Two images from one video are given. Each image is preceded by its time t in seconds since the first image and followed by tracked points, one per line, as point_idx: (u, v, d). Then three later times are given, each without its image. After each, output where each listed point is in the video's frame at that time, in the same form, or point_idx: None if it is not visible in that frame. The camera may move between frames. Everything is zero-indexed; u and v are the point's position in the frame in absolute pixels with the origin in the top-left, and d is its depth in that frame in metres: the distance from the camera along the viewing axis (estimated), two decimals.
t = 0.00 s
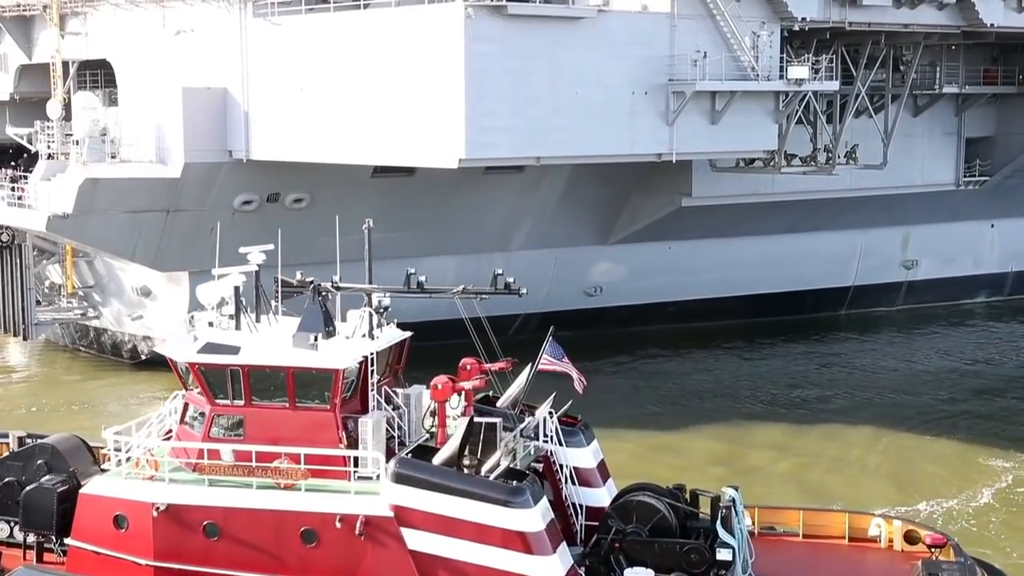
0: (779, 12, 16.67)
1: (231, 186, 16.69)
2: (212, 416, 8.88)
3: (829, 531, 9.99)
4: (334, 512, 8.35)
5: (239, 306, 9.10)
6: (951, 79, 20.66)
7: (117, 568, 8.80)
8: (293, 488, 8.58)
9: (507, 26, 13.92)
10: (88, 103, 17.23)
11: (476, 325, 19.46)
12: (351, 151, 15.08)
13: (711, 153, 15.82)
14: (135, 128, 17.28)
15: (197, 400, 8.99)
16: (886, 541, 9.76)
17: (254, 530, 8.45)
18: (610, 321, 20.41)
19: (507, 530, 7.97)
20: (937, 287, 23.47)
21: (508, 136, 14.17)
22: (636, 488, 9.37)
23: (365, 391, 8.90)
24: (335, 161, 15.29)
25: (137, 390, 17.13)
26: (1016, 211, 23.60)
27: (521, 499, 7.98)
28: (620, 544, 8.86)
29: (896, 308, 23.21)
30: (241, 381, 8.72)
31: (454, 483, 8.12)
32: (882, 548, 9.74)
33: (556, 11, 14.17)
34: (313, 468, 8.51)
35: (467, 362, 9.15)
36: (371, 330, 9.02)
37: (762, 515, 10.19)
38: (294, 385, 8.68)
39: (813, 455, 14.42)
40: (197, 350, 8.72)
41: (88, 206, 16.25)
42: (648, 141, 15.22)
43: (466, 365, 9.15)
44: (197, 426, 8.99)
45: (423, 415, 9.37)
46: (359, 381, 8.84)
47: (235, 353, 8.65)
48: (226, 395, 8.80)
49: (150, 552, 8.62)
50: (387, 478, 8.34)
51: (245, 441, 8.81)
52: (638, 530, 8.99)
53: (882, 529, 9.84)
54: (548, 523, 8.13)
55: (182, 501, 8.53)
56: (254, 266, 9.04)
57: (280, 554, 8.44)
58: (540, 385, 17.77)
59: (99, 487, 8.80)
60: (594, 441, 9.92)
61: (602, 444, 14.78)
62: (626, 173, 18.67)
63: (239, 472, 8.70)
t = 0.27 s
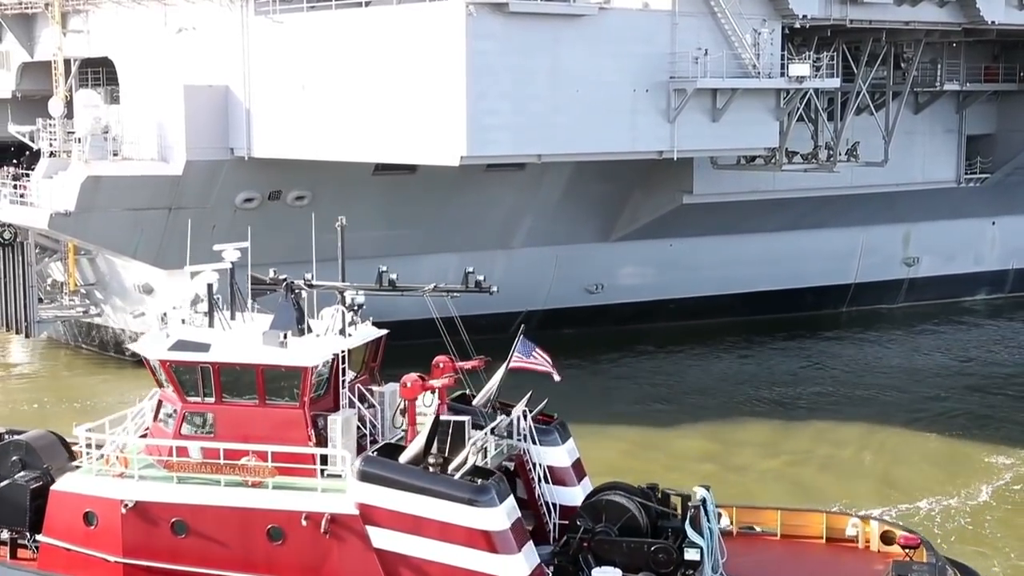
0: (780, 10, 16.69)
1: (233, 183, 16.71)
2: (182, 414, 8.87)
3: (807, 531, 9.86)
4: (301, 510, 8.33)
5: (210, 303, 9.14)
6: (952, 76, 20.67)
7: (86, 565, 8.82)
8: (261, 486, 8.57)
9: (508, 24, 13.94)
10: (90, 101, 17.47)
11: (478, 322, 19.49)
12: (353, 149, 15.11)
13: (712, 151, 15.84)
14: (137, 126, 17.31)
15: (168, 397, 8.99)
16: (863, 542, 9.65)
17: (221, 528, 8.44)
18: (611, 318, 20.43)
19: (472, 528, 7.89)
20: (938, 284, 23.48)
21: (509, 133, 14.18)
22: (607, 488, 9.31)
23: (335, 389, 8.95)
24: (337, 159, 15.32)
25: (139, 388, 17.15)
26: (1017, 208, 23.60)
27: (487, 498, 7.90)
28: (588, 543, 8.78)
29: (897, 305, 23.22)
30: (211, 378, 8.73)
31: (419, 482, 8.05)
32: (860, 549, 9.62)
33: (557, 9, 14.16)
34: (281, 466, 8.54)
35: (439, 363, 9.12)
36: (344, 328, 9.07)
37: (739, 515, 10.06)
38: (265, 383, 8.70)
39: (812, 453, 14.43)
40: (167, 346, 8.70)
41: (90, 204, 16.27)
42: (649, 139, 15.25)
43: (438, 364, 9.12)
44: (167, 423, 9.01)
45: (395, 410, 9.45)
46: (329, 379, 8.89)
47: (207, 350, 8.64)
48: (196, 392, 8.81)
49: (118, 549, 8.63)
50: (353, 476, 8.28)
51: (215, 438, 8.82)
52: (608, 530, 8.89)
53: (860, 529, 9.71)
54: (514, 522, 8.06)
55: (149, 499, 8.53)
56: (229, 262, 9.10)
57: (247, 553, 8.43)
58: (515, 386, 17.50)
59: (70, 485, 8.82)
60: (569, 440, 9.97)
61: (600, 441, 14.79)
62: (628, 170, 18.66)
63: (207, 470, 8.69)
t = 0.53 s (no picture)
0: (780, 12, 16.71)
1: (234, 186, 16.74)
2: (152, 415, 9.05)
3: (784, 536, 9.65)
4: (266, 513, 8.44)
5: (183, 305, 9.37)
6: (951, 78, 20.70)
7: (58, 566, 8.97)
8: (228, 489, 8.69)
9: (508, 27, 13.97)
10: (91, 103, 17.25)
11: (478, 325, 19.52)
12: (354, 151, 15.13)
13: (711, 153, 15.86)
14: (137, 129, 17.35)
15: (140, 399, 9.15)
16: (838, 547, 9.40)
17: (187, 531, 8.56)
18: (611, 321, 20.45)
19: (434, 531, 7.98)
20: (938, 286, 23.51)
21: (509, 136, 14.21)
22: (578, 491, 9.33)
23: (304, 392, 9.06)
24: (338, 162, 15.35)
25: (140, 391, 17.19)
26: (1017, 211, 23.62)
27: (451, 501, 7.99)
28: (555, 547, 8.77)
29: (897, 308, 23.25)
30: (181, 380, 8.90)
31: (383, 486, 8.14)
32: (836, 553, 9.36)
33: (557, 11, 14.18)
34: (248, 468, 8.68)
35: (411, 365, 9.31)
36: (316, 329, 9.20)
37: (716, 519, 9.86)
38: (233, 385, 8.84)
39: (809, 454, 14.46)
40: (137, 349, 8.91)
41: (91, 207, 16.30)
42: (649, 141, 15.27)
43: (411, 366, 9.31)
44: (140, 425, 9.18)
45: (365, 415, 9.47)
46: (298, 382, 9.01)
47: (175, 352, 8.82)
48: (166, 395, 9.00)
49: (87, 551, 8.78)
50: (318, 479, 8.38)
51: (185, 441, 8.98)
52: (576, 534, 8.88)
53: (836, 534, 9.47)
54: (478, 526, 8.12)
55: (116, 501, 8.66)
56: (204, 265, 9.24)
57: (213, 555, 8.55)
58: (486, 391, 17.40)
59: (39, 487, 8.96)
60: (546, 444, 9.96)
61: (596, 443, 14.83)
62: (628, 173, 18.69)
63: (175, 472, 8.83)
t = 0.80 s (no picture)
0: (778, 15, 16.75)
1: (233, 189, 16.77)
2: (122, 418, 9.01)
3: (759, 541, 9.52)
4: (229, 517, 8.43)
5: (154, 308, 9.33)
6: (949, 81, 20.73)
7: (28, 568, 9.03)
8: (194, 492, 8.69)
9: (507, 29, 14.00)
10: (90, 107, 17.54)
11: (478, 327, 19.57)
12: (354, 154, 15.16)
13: (710, 156, 15.89)
14: (137, 131, 17.38)
15: (110, 401, 9.15)
16: (812, 552, 9.23)
17: (151, 534, 8.57)
18: (610, 324, 20.49)
19: (395, 535, 7.95)
20: (937, 288, 23.55)
21: (508, 138, 14.23)
22: (550, 495, 9.24)
23: (272, 394, 9.11)
24: (338, 164, 15.38)
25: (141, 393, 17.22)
26: (1015, 213, 23.66)
27: (413, 505, 7.95)
28: (521, 552, 8.67)
29: (896, 310, 23.31)
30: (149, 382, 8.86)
31: (345, 489, 8.11)
32: (810, 559, 9.21)
33: (557, 14, 14.19)
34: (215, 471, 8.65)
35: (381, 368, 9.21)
36: (289, 332, 9.29)
37: (693, 524, 9.74)
38: (201, 388, 8.80)
39: (806, 457, 14.48)
40: (106, 351, 8.89)
41: (91, 209, 16.29)
42: (648, 143, 15.31)
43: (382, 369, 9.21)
44: (110, 427, 9.16)
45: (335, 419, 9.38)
46: (266, 385, 9.04)
47: (144, 355, 8.80)
48: (135, 397, 8.96)
49: (53, 554, 8.81)
50: (282, 483, 8.36)
51: (154, 443, 8.93)
52: (543, 538, 8.78)
53: (811, 540, 9.30)
54: (442, 530, 8.09)
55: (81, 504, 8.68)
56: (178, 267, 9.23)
57: (177, 558, 8.55)
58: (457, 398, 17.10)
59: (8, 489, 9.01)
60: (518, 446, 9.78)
61: (592, 446, 14.85)
62: (626, 176, 18.71)
63: (142, 475, 8.81)
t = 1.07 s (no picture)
0: (779, 15, 16.79)
1: (234, 188, 16.80)
2: (94, 417, 9.19)
3: (735, 543, 9.40)
4: (195, 515, 8.56)
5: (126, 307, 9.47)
6: (949, 80, 20.75)
7: None
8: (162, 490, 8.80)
9: (507, 29, 14.03)
10: (92, 106, 17.10)
11: (478, 326, 19.60)
12: (354, 153, 15.19)
13: (710, 155, 15.90)
14: (138, 130, 17.41)
15: (83, 400, 9.32)
16: (787, 556, 9.13)
17: (118, 531, 8.72)
18: (610, 323, 20.51)
19: (358, 534, 8.02)
20: (937, 287, 23.57)
21: (508, 137, 14.25)
22: (521, 493, 9.22)
23: (244, 394, 9.21)
24: (339, 164, 15.40)
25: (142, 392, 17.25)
26: (1015, 213, 23.68)
27: (376, 505, 8.01)
28: (488, 553, 8.71)
29: (896, 310, 23.33)
30: (121, 381, 9.03)
31: (309, 489, 8.19)
32: (786, 563, 9.11)
33: (559, 14, 14.22)
34: (181, 471, 8.77)
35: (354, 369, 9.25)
36: (262, 332, 9.38)
37: (670, 526, 9.62)
38: (172, 388, 8.95)
39: (804, 456, 14.51)
40: (78, 350, 9.07)
41: (91, 208, 16.33)
42: (649, 143, 15.33)
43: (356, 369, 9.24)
44: (82, 426, 9.33)
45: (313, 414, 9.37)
46: (238, 384, 9.14)
47: (115, 354, 8.98)
48: (107, 396, 9.13)
49: (23, 551, 8.97)
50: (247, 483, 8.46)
51: (125, 442, 9.11)
52: (511, 538, 8.79)
53: (786, 543, 9.19)
54: (406, 531, 8.15)
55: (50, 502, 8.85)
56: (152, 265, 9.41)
57: (143, 556, 8.69)
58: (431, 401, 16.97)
59: None
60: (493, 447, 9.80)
61: (590, 445, 14.89)
62: (626, 175, 18.75)
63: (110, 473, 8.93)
